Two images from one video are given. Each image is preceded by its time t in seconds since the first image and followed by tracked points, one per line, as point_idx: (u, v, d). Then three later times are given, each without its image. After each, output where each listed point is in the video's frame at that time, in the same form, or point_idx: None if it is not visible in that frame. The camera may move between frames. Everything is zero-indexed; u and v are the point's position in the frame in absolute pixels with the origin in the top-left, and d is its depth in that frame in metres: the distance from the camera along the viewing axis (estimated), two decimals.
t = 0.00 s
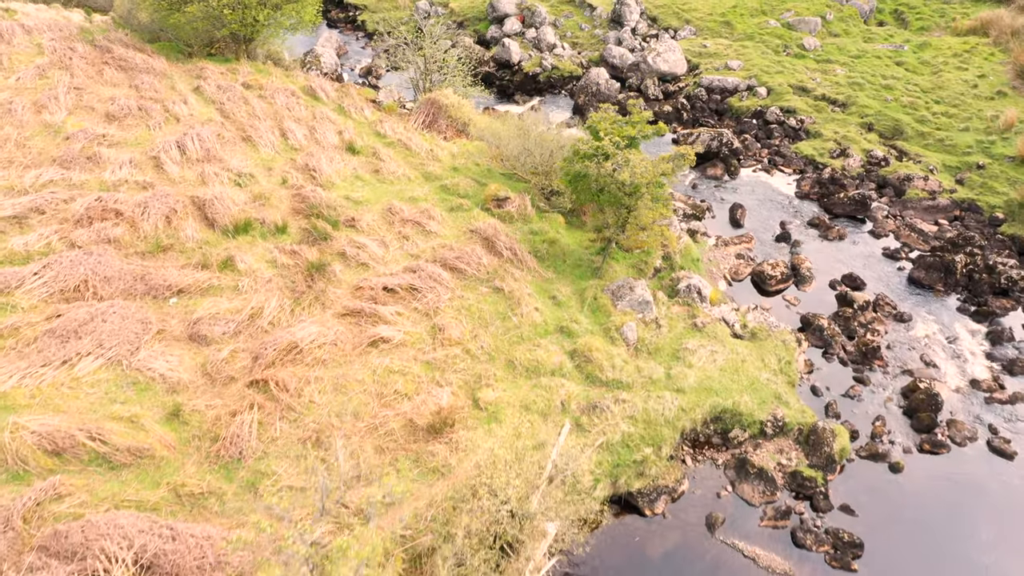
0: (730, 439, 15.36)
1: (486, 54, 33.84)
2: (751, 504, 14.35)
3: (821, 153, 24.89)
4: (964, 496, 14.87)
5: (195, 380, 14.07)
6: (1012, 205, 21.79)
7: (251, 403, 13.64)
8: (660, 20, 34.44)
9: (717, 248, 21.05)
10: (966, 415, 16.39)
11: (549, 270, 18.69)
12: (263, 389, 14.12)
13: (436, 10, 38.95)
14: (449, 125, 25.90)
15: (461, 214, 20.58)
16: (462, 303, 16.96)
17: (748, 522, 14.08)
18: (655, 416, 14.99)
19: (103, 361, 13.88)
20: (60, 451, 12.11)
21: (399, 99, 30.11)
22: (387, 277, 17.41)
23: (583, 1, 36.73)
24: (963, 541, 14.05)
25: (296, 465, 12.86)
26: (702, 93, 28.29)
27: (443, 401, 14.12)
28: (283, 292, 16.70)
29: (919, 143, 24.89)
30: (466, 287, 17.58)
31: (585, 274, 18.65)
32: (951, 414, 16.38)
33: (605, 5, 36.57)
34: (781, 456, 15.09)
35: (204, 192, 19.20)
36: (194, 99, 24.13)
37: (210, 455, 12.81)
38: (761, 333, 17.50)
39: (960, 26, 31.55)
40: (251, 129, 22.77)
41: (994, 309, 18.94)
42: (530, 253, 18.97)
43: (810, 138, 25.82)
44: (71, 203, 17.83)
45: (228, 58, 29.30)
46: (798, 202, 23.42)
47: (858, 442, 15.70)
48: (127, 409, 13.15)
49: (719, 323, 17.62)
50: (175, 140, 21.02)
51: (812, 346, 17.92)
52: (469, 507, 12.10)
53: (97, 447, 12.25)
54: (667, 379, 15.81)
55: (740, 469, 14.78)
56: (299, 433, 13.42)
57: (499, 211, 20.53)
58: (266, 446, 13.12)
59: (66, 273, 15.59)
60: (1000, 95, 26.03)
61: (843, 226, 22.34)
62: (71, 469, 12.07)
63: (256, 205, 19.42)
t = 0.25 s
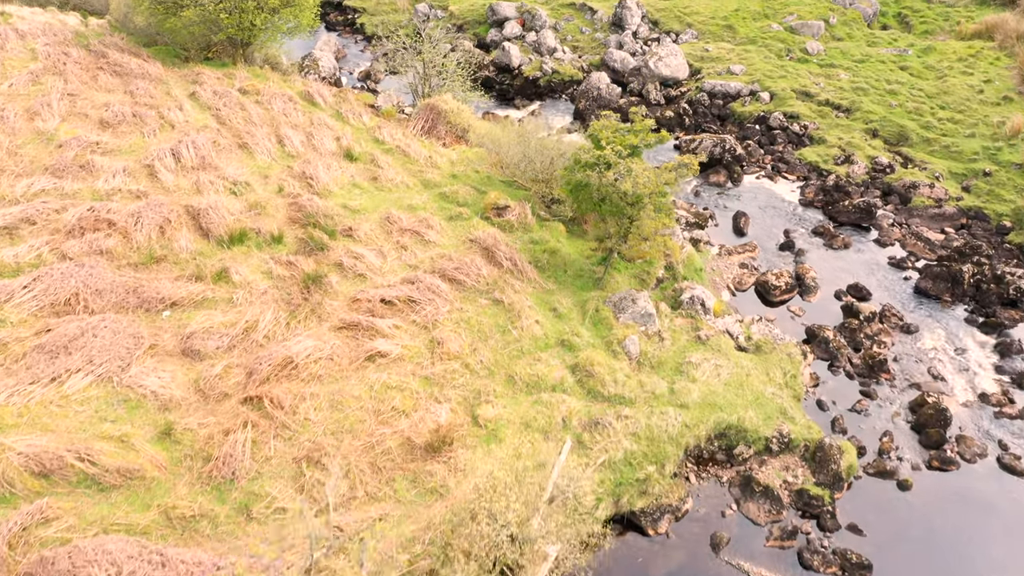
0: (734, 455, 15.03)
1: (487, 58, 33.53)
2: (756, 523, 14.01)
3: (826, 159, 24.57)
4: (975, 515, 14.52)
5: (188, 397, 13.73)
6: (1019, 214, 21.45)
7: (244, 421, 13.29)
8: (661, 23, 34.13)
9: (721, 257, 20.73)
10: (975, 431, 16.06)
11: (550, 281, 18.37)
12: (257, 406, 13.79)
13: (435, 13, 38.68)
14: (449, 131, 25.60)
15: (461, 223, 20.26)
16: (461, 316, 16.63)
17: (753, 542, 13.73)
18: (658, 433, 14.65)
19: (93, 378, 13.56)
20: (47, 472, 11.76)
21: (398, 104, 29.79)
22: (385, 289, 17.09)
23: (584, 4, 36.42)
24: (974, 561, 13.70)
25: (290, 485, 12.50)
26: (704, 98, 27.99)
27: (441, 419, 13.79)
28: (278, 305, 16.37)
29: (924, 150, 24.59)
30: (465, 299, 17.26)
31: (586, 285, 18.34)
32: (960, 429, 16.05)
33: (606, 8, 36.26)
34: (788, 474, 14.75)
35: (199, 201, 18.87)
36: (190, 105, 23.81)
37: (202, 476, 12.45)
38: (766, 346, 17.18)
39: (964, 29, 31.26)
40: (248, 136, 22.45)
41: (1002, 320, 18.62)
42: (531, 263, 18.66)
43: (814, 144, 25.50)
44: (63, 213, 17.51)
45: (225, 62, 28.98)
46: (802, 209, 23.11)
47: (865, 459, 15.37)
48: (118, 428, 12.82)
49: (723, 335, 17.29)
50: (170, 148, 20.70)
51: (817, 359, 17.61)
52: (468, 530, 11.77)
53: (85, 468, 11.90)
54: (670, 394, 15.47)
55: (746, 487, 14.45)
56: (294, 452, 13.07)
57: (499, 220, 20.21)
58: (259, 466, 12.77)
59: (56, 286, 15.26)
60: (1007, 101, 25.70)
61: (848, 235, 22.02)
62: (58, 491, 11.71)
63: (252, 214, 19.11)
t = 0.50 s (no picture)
0: (739, 473, 14.69)
1: (486, 62, 33.21)
2: (762, 543, 13.67)
3: (830, 166, 24.27)
4: (986, 534, 14.18)
5: (180, 416, 13.40)
6: None
7: (238, 440, 12.96)
8: (662, 27, 33.83)
9: (724, 266, 20.40)
10: (985, 447, 15.73)
11: (551, 293, 18.04)
12: (251, 424, 13.46)
13: (434, 17, 38.39)
14: (448, 137, 25.29)
15: (460, 232, 19.94)
16: (460, 329, 16.31)
17: (759, 563, 13.40)
18: (662, 450, 14.30)
19: (83, 396, 13.22)
20: (34, 495, 11.40)
21: (397, 109, 29.46)
22: (382, 301, 16.76)
23: (584, 7, 36.11)
24: None
25: (284, 507, 12.16)
26: (706, 103, 27.68)
27: (440, 437, 13.46)
28: (274, 318, 16.04)
29: (930, 156, 24.28)
30: (465, 312, 16.95)
31: (588, 297, 18.01)
32: (969, 445, 15.73)
33: (606, 11, 35.97)
34: (794, 492, 14.41)
35: (193, 211, 18.55)
36: (186, 111, 23.49)
37: (194, 497, 12.10)
38: (770, 360, 16.86)
39: (969, 33, 30.97)
40: (244, 143, 22.12)
41: (1011, 331, 18.29)
42: (531, 274, 18.34)
43: (818, 150, 25.20)
44: (55, 223, 17.17)
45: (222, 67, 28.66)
46: (807, 217, 22.79)
47: (873, 476, 15.04)
48: (108, 448, 12.49)
49: (727, 348, 16.97)
50: (165, 155, 20.37)
51: (823, 372, 17.28)
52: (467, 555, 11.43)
53: (74, 491, 11.55)
54: (674, 410, 15.13)
55: (751, 505, 14.11)
56: (288, 473, 12.74)
57: (499, 229, 19.89)
58: (252, 488, 12.42)
59: (46, 299, 14.90)
60: (1013, 106, 25.39)
61: (854, 243, 21.71)
62: (44, 515, 11.35)
63: (248, 224, 18.79)
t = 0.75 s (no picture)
0: (744, 491, 14.35)
1: (486, 66, 32.89)
2: (768, 565, 13.33)
3: (834, 173, 23.96)
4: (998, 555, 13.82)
5: (172, 434, 13.08)
6: None
7: (231, 460, 12.62)
8: (664, 31, 33.53)
9: (728, 276, 20.08)
10: (995, 463, 15.39)
11: (552, 304, 17.73)
12: (245, 443, 13.13)
13: (434, 20, 38.10)
14: (447, 144, 24.99)
15: (460, 241, 19.63)
16: (459, 343, 15.99)
17: None
18: (665, 469, 13.96)
19: (72, 415, 12.88)
20: (20, 520, 10.98)
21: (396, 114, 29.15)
22: (380, 314, 16.45)
23: (585, 10, 35.83)
24: None
25: (278, 530, 11.80)
26: (709, 108, 27.37)
27: (438, 457, 13.13)
28: (269, 332, 15.72)
29: (935, 163, 23.96)
30: (464, 325, 16.63)
31: (589, 309, 17.69)
32: (979, 462, 15.40)
33: (607, 14, 35.68)
34: (801, 512, 14.07)
35: (188, 221, 18.23)
36: (181, 118, 23.17)
37: (185, 520, 11.74)
38: (775, 374, 16.57)
39: (974, 37, 30.69)
40: (240, 151, 21.81)
41: (1021, 344, 17.95)
42: (532, 286, 18.02)
43: (822, 157, 24.90)
44: (46, 234, 16.85)
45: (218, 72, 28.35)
46: (811, 225, 22.49)
47: (881, 494, 14.72)
48: (97, 469, 12.14)
49: (731, 362, 16.65)
50: (159, 163, 20.05)
51: (829, 386, 16.98)
52: None
53: (61, 515, 11.15)
54: (677, 427, 14.79)
55: (757, 525, 13.77)
56: (283, 494, 12.40)
57: (499, 239, 19.57)
58: (245, 510, 12.07)
59: (36, 313, 14.55)
60: (1020, 112, 25.05)
61: (859, 253, 21.40)
62: (30, 540, 10.93)
63: (243, 235, 18.47)
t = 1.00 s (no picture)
0: (749, 511, 14.02)
1: (486, 70, 32.56)
2: None
3: (839, 180, 23.64)
4: None
5: (163, 454, 12.74)
6: None
7: (223, 481, 12.27)
8: (665, 34, 33.22)
9: (731, 287, 19.76)
10: (1006, 481, 15.04)
11: (552, 317, 17.41)
12: (238, 464, 12.79)
13: (434, 24, 37.81)
14: (447, 151, 24.68)
15: (459, 251, 19.31)
16: (458, 357, 15.67)
17: None
18: (669, 488, 13.61)
19: (61, 435, 12.52)
20: (5, 546, 10.48)
21: (395, 119, 28.84)
22: (377, 327, 16.13)
23: (586, 14, 35.53)
24: None
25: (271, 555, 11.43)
26: (711, 114, 27.05)
27: (436, 477, 12.78)
28: (263, 347, 15.39)
29: (941, 170, 23.63)
30: (463, 338, 16.31)
31: (591, 321, 17.36)
32: (989, 479, 15.06)
33: (608, 18, 35.38)
34: (807, 532, 13.74)
35: (182, 231, 17.91)
36: (176, 124, 22.86)
37: (176, 545, 11.36)
38: (780, 389, 16.24)
39: (979, 41, 30.39)
40: (236, 159, 21.49)
41: None
42: (532, 298, 17.70)
43: (826, 163, 24.59)
44: (36, 245, 16.51)
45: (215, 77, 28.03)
46: (815, 234, 22.18)
47: (890, 513, 14.38)
48: (85, 491, 11.75)
49: (735, 376, 16.33)
50: (153, 172, 19.73)
51: (835, 401, 16.66)
52: None
53: (48, 540, 10.68)
54: (681, 444, 14.46)
55: (762, 546, 13.43)
56: (276, 516, 12.05)
57: (498, 249, 19.25)
58: (237, 533, 11.71)
59: (24, 328, 14.19)
60: None
61: (864, 262, 21.08)
62: (16, 567, 10.46)
63: (239, 245, 18.15)
